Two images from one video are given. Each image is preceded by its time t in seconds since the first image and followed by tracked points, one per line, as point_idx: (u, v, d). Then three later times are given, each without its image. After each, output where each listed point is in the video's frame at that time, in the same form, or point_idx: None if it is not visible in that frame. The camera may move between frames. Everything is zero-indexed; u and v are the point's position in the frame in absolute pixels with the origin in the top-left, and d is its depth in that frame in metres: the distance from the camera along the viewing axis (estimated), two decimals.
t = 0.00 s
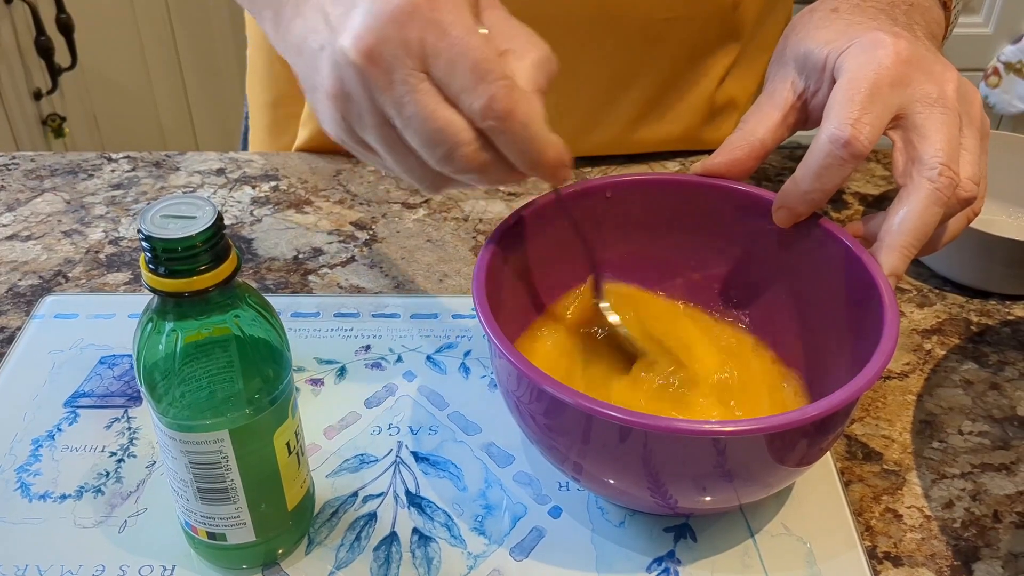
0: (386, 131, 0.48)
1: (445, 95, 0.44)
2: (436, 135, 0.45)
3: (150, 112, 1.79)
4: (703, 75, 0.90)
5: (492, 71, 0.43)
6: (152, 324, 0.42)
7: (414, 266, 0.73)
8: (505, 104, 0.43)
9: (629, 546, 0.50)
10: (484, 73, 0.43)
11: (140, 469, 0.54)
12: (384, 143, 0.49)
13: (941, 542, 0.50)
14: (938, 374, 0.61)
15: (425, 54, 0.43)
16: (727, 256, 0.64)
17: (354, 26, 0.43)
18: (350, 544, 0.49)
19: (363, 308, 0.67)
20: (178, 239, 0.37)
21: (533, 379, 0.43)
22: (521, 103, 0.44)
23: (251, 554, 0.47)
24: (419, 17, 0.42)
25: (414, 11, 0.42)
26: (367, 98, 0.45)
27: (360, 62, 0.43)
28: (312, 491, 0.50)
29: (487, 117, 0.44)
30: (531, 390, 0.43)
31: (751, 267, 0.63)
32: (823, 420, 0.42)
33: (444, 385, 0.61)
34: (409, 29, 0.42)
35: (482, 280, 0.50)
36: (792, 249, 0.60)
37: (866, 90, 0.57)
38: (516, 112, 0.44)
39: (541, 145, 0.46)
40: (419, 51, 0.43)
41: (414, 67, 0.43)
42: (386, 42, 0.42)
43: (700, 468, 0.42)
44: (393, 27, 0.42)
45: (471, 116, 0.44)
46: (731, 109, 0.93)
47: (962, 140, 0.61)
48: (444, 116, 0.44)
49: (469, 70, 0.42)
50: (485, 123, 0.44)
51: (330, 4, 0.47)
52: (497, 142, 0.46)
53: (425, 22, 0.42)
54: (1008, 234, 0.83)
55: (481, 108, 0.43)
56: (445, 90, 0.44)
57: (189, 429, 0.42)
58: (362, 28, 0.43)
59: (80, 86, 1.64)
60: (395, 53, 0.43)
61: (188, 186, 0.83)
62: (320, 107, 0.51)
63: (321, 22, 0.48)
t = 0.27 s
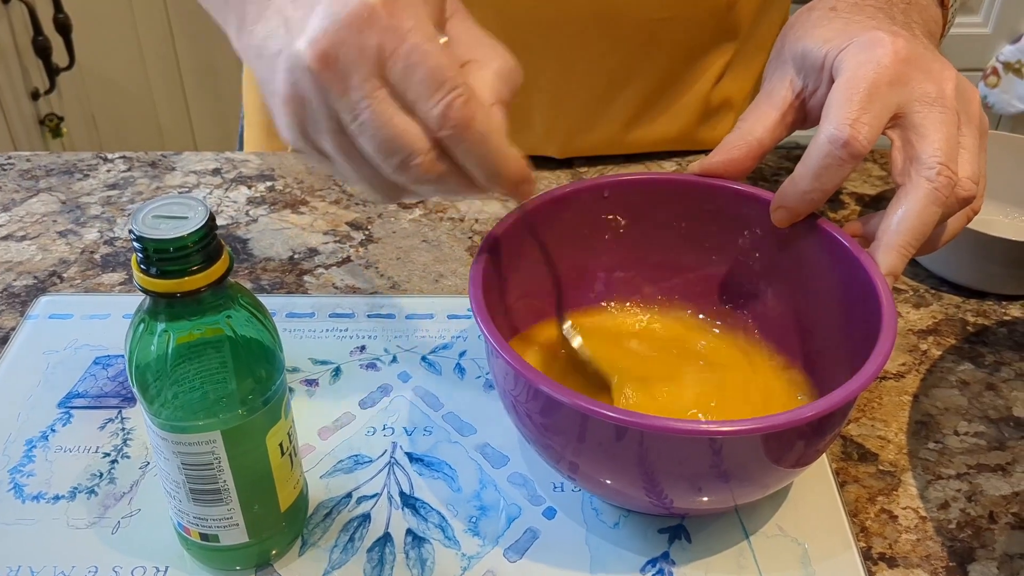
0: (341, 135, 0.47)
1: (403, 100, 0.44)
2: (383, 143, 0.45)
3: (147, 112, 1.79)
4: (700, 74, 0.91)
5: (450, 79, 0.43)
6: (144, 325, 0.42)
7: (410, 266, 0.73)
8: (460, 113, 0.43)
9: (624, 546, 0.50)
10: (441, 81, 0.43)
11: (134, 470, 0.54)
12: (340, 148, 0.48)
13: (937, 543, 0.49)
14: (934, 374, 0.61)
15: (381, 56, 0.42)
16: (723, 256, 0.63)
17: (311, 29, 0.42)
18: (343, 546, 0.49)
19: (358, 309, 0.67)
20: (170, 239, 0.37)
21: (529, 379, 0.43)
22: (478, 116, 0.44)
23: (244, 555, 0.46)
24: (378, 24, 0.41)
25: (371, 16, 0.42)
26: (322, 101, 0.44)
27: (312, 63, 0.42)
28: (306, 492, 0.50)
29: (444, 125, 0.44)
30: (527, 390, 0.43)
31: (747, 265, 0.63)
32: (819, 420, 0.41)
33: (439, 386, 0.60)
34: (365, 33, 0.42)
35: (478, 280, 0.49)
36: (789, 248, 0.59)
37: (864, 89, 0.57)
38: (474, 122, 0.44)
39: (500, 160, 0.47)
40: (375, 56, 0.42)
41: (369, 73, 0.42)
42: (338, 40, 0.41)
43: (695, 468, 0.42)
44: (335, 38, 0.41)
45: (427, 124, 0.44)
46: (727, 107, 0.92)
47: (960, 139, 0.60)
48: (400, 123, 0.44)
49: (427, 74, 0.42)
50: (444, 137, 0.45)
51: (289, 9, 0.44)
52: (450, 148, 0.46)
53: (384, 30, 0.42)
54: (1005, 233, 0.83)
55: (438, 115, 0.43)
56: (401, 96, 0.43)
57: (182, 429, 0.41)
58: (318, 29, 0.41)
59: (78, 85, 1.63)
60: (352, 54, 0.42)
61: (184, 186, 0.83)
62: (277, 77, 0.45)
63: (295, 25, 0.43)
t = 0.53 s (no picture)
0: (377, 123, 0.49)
1: (420, 99, 0.46)
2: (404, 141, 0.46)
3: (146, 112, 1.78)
4: (697, 74, 0.90)
5: (468, 78, 0.45)
6: (140, 326, 0.42)
7: (408, 267, 0.72)
8: (477, 111, 0.45)
9: (622, 547, 0.50)
10: (459, 80, 0.44)
11: (131, 471, 0.54)
12: (356, 147, 0.50)
13: (935, 544, 0.49)
14: (933, 375, 0.61)
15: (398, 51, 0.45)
16: (722, 256, 0.63)
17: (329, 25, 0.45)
18: (341, 546, 0.49)
19: (356, 309, 0.67)
20: (166, 240, 0.37)
21: (527, 380, 0.42)
22: (497, 112, 0.45)
23: (241, 556, 0.46)
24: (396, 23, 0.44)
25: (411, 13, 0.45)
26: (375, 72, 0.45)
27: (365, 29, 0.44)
28: (303, 493, 0.50)
29: (460, 122, 0.45)
30: (525, 391, 0.43)
31: (745, 264, 0.63)
32: (817, 421, 0.41)
33: (436, 386, 0.60)
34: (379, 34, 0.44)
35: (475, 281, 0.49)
36: (787, 248, 0.59)
37: (862, 89, 0.57)
38: (491, 120, 0.45)
39: (516, 158, 0.47)
40: (396, 56, 0.45)
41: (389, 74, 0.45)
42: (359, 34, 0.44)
43: (693, 469, 0.42)
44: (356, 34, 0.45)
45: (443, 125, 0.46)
46: (724, 106, 0.92)
47: (959, 138, 0.60)
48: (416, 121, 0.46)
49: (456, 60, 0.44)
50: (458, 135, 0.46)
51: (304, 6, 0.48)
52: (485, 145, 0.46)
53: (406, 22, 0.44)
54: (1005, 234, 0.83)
55: (454, 114, 0.45)
56: (417, 93, 0.46)
57: (178, 430, 0.41)
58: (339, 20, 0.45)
59: (76, 85, 1.63)
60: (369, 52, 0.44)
61: (182, 186, 0.82)
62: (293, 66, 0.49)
63: (306, 38, 0.47)
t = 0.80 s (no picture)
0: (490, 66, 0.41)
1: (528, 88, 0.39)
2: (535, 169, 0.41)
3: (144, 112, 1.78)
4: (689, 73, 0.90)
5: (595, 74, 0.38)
6: (134, 325, 0.42)
7: (406, 266, 0.72)
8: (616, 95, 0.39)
9: (620, 547, 0.49)
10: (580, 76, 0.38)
11: (126, 471, 0.53)
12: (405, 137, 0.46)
13: (933, 544, 0.49)
14: (931, 374, 0.61)
15: (515, 33, 0.38)
16: (721, 254, 0.63)
17: None
18: (337, 546, 0.49)
19: (353, 309, 0.67)
20: (160, 238, 0.37)
21: (524, 379, 0.42)
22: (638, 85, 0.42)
23: (236, 556, 0.46)
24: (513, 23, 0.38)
25: None
26: (495, 26, 0.38)
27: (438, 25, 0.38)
28: (299, 493, 0.50)
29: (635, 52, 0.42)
30: (522, 390, 0.43)
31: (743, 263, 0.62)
32: (815, 420, 0.41)
33: (433, 385, 0.60)
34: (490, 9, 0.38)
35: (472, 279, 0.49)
36: (785, 247, 0.59)
37: (861, 86, 0.57)
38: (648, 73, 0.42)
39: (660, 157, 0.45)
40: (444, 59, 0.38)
41: (499, 56, 0.38)
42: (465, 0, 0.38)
43: (690, 468, 0.42)
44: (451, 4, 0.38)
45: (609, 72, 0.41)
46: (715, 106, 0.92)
47: (958, 135, 0.60)
48: (523, 109, 0.39)
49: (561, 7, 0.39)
50: (572, 130, 0.39)
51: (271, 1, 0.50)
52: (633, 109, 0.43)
53: None
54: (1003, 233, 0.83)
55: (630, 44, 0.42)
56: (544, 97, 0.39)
57: (173, 430, 0.41)
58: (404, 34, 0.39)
59: (74, 84, 1.63)
60: (482, 27, 0.38)
61: (178, 185, 0.82)
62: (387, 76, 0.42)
63: (393, 19, 0.40)
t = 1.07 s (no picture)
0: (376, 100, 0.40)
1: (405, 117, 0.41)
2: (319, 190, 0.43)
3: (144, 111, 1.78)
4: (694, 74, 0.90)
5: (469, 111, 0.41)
6: (136, 324, 0.42)
7: (408, 266, 0.72)
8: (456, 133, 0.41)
9: (622, 547, 0.49)
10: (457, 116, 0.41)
11: (128, 471, 0.53)
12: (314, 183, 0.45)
13: (936, 544, 0.49)
14: (934, 374, 0.61)
15: (318, 111, 0.39)
16: (724, 253, 0.63)
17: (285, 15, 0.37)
18: (339, 546, 0.49)
19: (354, 309, 0.67)
20: (163, 237, 0.37)
21: (528, 379, 0.42)
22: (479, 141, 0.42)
23: (237, 557, 0.46)
24: (315, 78, 0.38)
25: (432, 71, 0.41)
26: (300, 102, 0.38)
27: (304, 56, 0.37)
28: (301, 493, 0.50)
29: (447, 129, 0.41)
30: (526, 389, 0.43)
31: (746, 262, 0.62)
32: (820, 421, 0.41)
33: (435, 385, 0.60)
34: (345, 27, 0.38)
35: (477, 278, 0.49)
36: (789, 246, 0.59)
37: (866, 87, 0.57)
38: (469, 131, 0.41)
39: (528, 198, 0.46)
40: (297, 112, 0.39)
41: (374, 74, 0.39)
42: (278, 75, 0.37)
43: (694, 468, 0.42)
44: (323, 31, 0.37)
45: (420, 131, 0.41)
46: (720, 106, 0.92)
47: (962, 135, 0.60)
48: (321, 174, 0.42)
49: (434, 78, 0.40)
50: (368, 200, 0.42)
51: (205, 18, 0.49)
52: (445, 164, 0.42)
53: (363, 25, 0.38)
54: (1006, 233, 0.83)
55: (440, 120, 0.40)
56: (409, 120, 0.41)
57: (175, 430, 0.41)
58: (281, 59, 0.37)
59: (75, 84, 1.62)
60: (289, 108, 0.39)
61: (180, 185, 0.82)
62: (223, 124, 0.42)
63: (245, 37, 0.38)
